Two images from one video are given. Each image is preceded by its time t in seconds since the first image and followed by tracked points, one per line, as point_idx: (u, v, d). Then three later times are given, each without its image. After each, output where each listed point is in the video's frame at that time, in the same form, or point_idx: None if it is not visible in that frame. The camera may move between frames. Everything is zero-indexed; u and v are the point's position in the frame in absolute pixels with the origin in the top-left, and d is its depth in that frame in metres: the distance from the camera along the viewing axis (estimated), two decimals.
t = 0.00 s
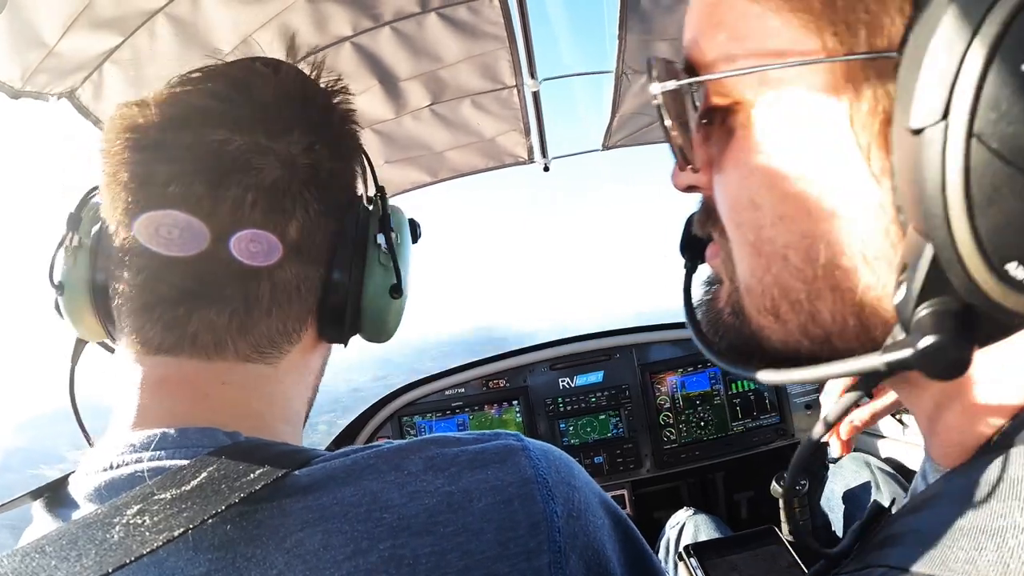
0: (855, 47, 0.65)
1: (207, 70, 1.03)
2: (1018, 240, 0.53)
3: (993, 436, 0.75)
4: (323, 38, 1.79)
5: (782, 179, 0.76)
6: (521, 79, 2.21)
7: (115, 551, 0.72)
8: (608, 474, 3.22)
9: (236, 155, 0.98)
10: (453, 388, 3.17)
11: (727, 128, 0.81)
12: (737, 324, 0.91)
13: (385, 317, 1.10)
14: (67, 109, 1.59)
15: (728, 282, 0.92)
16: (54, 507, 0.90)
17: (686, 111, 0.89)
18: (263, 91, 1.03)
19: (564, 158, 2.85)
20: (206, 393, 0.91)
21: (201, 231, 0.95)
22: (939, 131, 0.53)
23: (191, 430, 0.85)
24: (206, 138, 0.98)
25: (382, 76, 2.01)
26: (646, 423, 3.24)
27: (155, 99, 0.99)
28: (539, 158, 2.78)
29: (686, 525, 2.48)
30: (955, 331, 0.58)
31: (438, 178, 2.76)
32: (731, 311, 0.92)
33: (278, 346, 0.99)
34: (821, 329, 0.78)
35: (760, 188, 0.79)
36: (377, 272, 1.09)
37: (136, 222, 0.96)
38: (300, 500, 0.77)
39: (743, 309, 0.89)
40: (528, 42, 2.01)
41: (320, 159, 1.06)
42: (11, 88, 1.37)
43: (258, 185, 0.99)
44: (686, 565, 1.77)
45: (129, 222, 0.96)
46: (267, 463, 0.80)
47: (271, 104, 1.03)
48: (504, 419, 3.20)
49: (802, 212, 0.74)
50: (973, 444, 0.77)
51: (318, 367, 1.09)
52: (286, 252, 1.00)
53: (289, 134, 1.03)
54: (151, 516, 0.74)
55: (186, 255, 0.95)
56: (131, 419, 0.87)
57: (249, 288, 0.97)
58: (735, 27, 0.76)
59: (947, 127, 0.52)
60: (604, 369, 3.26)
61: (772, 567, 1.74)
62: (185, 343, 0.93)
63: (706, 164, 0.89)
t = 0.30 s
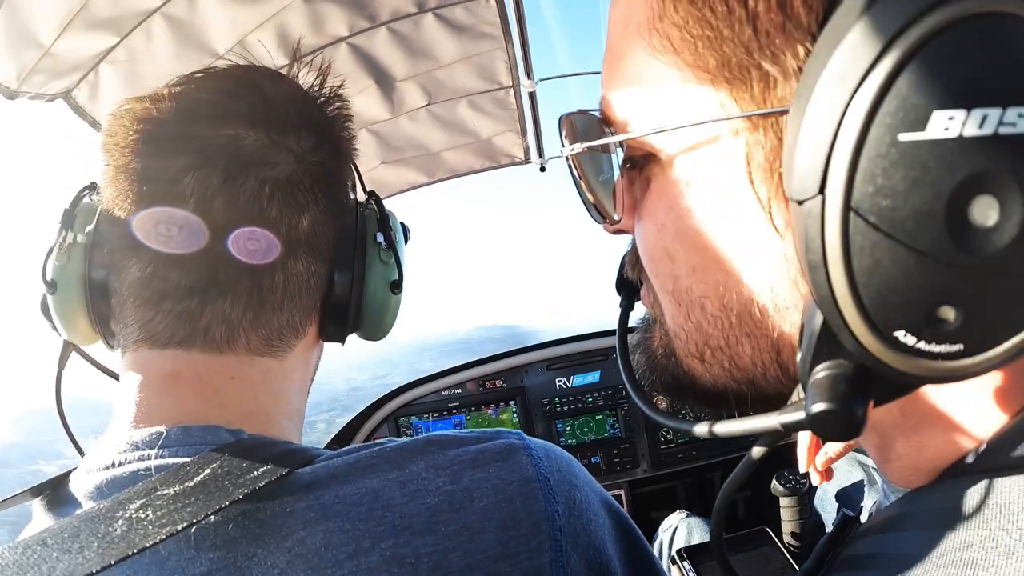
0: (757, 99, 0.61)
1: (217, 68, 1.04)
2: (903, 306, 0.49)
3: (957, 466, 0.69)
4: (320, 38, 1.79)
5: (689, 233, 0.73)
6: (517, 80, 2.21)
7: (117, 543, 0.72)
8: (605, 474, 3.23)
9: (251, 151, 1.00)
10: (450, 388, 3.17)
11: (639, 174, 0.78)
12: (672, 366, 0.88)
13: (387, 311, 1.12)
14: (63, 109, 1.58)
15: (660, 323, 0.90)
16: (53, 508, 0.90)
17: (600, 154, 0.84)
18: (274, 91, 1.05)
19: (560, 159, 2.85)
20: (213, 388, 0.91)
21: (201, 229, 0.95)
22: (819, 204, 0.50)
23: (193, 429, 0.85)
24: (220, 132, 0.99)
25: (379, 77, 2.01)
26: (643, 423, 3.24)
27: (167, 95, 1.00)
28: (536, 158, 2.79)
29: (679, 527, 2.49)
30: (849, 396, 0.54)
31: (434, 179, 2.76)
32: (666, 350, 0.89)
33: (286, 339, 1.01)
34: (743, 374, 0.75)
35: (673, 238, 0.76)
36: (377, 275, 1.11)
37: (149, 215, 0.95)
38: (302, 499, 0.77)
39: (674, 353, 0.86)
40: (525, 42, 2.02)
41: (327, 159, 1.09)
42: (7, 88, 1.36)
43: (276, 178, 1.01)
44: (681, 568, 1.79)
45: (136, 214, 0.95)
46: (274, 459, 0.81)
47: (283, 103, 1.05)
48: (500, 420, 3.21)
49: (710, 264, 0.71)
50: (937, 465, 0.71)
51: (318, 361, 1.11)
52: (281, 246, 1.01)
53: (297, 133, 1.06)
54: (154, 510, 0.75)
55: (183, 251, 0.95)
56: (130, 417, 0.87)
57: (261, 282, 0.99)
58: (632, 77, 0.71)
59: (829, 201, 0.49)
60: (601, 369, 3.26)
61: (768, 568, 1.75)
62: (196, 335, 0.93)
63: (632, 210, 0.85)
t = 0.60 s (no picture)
0: (796, 101, 0.69)
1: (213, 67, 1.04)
2: (923, 257, 0.56)
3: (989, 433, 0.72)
4: (320, 35, 1.79)
5: (738, 225, 0.77)
6: (517, 80, 2.21)
7: (115, 522, 0.73)
8: (601, 475, 3.23)
9: (246, 145, 0.99)
10: (446, 387, 3.17)
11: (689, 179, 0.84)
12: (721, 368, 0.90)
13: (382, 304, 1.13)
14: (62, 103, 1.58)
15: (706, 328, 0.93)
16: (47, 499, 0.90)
17: (649, 168, 0.90)
18: (268, 88, 1.05)
19: (559, 160, 2.86)
20: (211, 382, 0.91)
21: (200, 227, 0.95)
22: (844, 171, 0.59)
23: (192, 422, 0.85)
24: (215, 127, 0.98)
25: (379, 75, 2.01)
26: (639, 425, 3.25)
27: (161, 93, 1.00)
28: (535, 159, 2.79)
29: (677, 528, 2.49)
30: (884, 351, 0.60)
31: (432, 178, 2.76)
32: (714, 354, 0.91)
33: (282, 332, 1.00)
34: (789, 363, 0.78)
35: (722, 234, 0.80)
36: (371, 271, 1.11)
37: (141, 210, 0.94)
38: (298, 492, 0.77)
39: (721, 354, 0.89)
40: (526, 42, 2.02)
41: (321, 154, 1.09)
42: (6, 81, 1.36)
43: (271, 171, 1.00)
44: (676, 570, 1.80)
45: (131, 208, 0.94)
46: (270, 451, 0.80)
47: (277, 100, 1.05)
48: (496, 419, 3.21)
49: (758, 254, 0.75)
50: (964, 448, 0.74)
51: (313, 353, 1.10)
52: (281, 246, 1.00)
53: (291, 129, 1.05)
54: (153, 493, 0.75)
55: (183, 249, 0.95)
56: (127, 408, 0.87)
57: (256, 274, 0.98)
58: (681, 93, 0.79)
59: (854, 167, 0.58)
60: (597, 370, 3.27)
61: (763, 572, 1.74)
62: (193, 328, 0.92)
63: (681, 221, 0.90)
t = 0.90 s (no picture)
0: (920, 86, 0.74)
1: (202, 70, 1.03)
2: None
3: None
4: (319, 33, 1.79)
5: (867, 202, 0.82)
6: (516, 79, 2.21)
7: (107, 520, 0.74)
8: (596, 475, 3.23)
9: (234, 146, 0.98)
10: (443, 386, 3.18)
11: (814, 167, 0.90)
12: (837, 352, 0.95)
13: (371, 302, 1.15)
14: (61, 99, 1.59)
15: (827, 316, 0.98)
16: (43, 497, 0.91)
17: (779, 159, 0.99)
18: (256, 88, 1.03)
19: (557, 159, 2.86)
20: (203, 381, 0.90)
21: (199, 222, 0.93)
22: (978, 127, 0.63)
23: (186, 420, 0.85)
24: (204, 129, 0.97)
25: (377, 73, 2.01)
26: (635, 424, 3.25)
27: (151, 95, 0.99)
28: (533, 158, 2.79)
29: (672, 526, 2.50)
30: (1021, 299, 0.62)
31: (431, 176, 2.76)
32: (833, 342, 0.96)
33: (273, 331, 0.99)
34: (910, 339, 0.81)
35: (850, 214, 0.85)
36: (360, 270, 1.13)
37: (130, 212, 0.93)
38: (290, 491, 0.78)
39: (839, 338, 0.93)
40: (524, 41, 2.02)
41: (311, 153, 1.06)
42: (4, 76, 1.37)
43: (259, 171, 0.98)
44: (671, 570, 1.80)
45: (122, 211, 0.94)
46: (262, 450, 0.80)
47: (265, 100, 1.02)
48: (492, 418, 3.22)
49: (885, 229, 0.80)
50: None
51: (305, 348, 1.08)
52: (277, 250, 0.99)
53: (280, 127, 1.03)
54: (144, 492, 0.76)
55: (183, 247, 0.93)
56: (121, 409, 0.88)
57: (246, 274, 0.96)
58: (814, 85, 0.86)
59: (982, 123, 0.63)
60: (593, 370, 3.27)
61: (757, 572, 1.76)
62: (183, 329, 0.91)
63: (806, 211, 0.96)
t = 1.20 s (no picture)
0: (987, 66, 0.81)
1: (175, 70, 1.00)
2: None
3: None
4: (313, 34, 1.79)
5: (930, 173, 0.88)
6: (511, 79, 2.21)
7: (100, 533, 0.74)
8: (593, 474, 3.23)
9: (203, 146, 0.94)
10: (439, 386, 3.18)
11: (885, 142, 0.97)
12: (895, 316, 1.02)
13: (360, 298, 1.12)
14: (55, 100, 1.59)
15: (887, 282, 1.05)
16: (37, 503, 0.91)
17: (850, 134, 1.07)
18: (222, 85, 0.98)
19: (553, 158, 2.86)
20: (188, 386, 0.90)
21: (196, 221, 0.92)
22: None
23: (179, 425, 0.85)
24: (169, 131, 0.93)
25: (372, 73, 2.01)
26: (631, 423, 3.26)
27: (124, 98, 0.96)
28: (528, 157, 2.79)
29: (667, 525, 2.51)
30: None
31: (426, 176, 2.76)
32: (891, 306, 1.03)
33: (254, 332, 0.96)
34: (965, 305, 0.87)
35: (912, 185, 0.91)
36: (346, 265, 1.10)
37: (105, 221, 0.92)
38: (285, 494, 0.78)
39: (898, 300, 1.00)
40: (519, 41, 2.02)
41: (286, 146, 1.02)
42: None
43: (227, 171, 0.94)
44: (667, 568, 1.80)
45: (99, 220, 0.92)
46: (252, 457, 0.80)
47: (230, 96, 0.98)
48: (489, 418, 3.22)
49: (947, 199, 0.86)
50: None
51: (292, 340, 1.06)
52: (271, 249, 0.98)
53: (251, 122, 0.99)
54: (137, 502, 0.76)
55: (179, 248, 0.92)
56: (112, 415, 0.88)
57: (222, 278, 0.93)
58: (889, 61, 0.94)
59: None
60: (589, 369, 3.28)
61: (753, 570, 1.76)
62: (164, 335, 0.91)
63: (872, 182, 1.04)
